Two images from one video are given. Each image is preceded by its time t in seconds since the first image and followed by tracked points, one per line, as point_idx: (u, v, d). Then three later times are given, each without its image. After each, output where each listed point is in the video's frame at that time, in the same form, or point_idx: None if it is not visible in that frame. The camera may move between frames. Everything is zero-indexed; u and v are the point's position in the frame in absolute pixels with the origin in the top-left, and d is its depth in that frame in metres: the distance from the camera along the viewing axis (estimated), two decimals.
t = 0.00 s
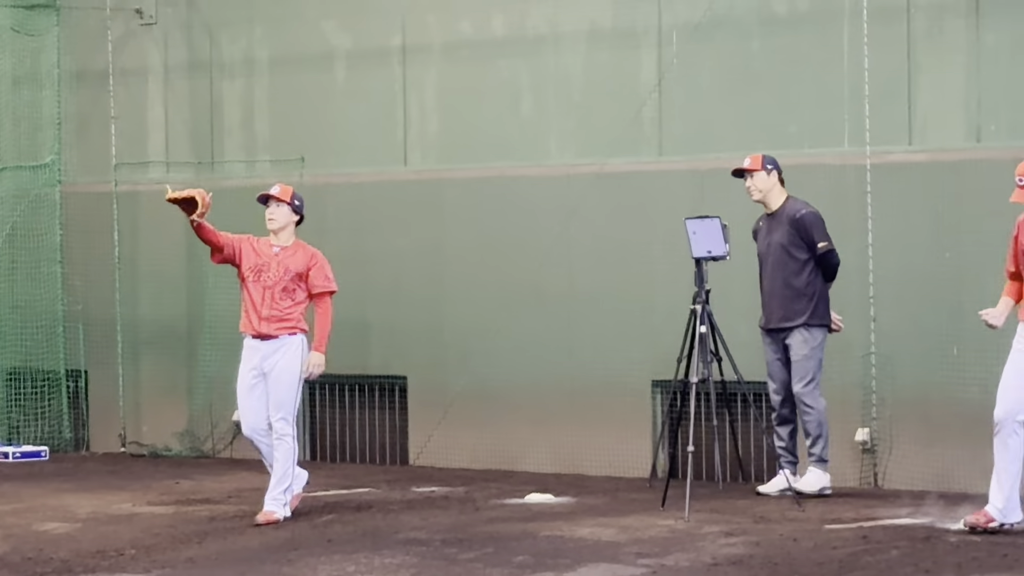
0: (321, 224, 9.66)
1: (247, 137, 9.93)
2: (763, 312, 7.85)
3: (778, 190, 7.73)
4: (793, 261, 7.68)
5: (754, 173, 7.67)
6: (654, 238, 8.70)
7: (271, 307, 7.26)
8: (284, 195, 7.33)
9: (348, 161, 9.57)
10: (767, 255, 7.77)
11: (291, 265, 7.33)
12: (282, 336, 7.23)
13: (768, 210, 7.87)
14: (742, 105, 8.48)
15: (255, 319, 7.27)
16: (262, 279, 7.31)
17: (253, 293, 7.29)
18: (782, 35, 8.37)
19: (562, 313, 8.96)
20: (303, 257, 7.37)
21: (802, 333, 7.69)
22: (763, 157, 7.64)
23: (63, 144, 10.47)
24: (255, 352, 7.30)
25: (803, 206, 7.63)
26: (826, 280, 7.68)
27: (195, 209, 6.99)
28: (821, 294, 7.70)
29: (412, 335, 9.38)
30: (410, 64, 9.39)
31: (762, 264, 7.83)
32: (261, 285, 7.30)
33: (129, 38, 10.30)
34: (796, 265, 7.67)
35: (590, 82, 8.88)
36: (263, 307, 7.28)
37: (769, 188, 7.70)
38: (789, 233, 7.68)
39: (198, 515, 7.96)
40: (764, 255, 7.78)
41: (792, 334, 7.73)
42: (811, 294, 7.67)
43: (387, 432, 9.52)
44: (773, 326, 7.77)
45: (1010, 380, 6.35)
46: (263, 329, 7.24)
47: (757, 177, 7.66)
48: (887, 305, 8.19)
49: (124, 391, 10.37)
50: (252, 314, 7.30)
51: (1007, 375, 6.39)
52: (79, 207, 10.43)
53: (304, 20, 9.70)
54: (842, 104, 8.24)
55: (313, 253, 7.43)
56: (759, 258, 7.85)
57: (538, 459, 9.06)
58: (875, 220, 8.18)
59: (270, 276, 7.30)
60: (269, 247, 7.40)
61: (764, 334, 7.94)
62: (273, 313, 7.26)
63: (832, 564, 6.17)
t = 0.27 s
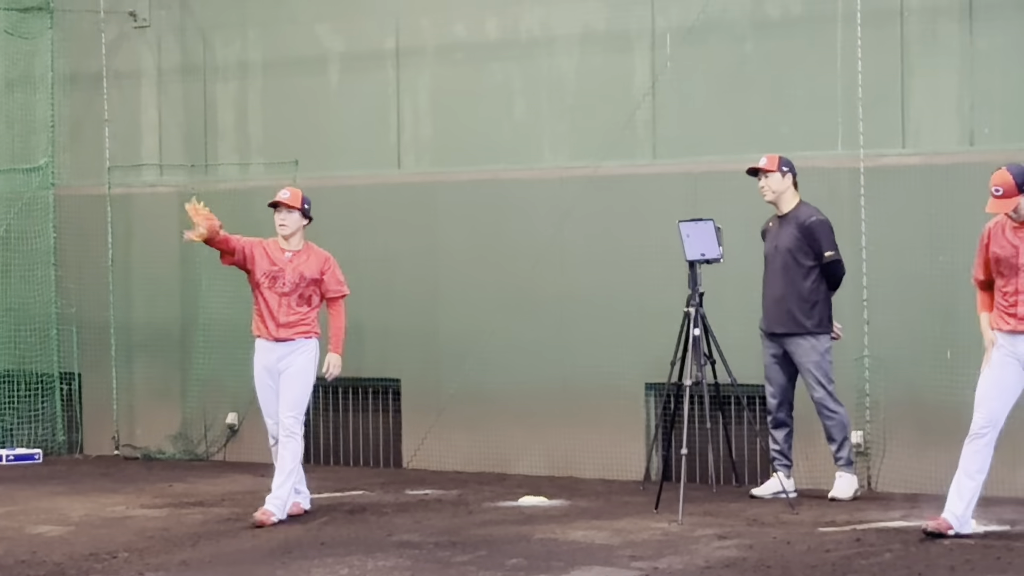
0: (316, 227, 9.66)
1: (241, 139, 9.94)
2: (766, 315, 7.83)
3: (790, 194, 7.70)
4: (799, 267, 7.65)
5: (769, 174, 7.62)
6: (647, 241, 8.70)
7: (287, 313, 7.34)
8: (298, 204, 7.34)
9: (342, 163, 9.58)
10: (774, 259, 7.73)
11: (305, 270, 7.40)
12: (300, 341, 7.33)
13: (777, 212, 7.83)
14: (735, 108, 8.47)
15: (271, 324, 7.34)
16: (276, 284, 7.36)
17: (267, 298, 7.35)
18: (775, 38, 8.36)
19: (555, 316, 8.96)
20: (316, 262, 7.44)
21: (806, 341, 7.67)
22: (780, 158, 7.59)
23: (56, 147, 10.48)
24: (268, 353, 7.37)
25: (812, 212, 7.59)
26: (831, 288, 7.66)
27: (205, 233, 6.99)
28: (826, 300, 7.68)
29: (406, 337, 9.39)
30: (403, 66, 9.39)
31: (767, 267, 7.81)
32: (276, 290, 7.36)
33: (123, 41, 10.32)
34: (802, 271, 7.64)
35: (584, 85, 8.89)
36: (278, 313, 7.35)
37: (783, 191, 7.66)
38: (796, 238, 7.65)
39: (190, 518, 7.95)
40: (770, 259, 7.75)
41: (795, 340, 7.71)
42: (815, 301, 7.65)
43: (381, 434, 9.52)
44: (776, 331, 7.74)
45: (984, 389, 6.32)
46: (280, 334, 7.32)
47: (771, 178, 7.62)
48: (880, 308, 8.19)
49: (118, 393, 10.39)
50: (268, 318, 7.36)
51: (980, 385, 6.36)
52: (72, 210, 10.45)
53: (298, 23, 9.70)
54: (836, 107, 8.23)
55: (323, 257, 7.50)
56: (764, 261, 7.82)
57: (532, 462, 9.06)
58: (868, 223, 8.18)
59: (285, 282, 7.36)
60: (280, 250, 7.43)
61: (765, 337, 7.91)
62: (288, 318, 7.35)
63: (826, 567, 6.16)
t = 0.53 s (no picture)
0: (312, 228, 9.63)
1: (237, 140, 9.94)
2: (783, 315, 7.75)
3: (814, 197, 7.66)
4: (821, 270, 7.59)
5: (793, 175, 7.58)
6: (645, 243, 8.69)
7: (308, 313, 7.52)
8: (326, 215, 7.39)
9: (339, 165, 9.58)
10: (796, 260, 7.65)
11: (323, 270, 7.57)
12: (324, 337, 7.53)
13: (797, 213, 7.77)
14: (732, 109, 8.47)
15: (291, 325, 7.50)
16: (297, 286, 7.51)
17: (289, 300, 7.49)
18: (772, 39, 8.35)
19: (553, 317, 8.96)
20: (332, 261, 7.61)
21: (825, 344, 7.63)
22: (807, 160, 7.55)
23: (54, 148, 10.47)
24: (295, 351, 7.53)
25: (841, 217, 7.54)
26: (852, 293, 7.63)
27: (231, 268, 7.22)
28: (846, 305, 7.65)
29: (404, 339, 9.39)
30: (401, 68, 9.39)
31: (785, 267, 7.73)
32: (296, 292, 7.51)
33: (120, 42, 10.32)
34: (825, 274, 7.59)
35: (581, 86, 8.89)
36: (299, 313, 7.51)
37: (806, 193, 7.62)
38: (821, 241, 7.59)
39: (187, 520, 7.95)
40: (791, 259, 7.66)
41: (814, 343, 7.66)
42: (836, 305, 7.60)
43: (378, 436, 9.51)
44: (795, 332, 7.67)
45: (964, 392, 6.32)
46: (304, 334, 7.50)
47: (796, 180, 7.58)
48: (878, 309, 8.18)
49: (115, 395, 10.39)
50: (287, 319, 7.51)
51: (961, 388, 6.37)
52: (70, 211, 10.45)
53: (295, 24, 9.70)
54: (833, 108, 8.22)
55: (338, 255, 7.66)
56: (783, 260, 7.73)
57: (529, 463, 9.06)
58: (866, 225, 8.17)
59: (306, 283, 7.51)
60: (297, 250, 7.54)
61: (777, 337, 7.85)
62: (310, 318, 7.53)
63: (823, 568, 6.15)
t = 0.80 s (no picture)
0: (311, 229, 9.64)
1: (237, 142, 9.94)
2: (798, 314, 7.71)
3: (836, 199, 7.59)
4: (840, 273, 7.55)
5: (816, 177, 7.48)
6: (644, 244, 8.69)
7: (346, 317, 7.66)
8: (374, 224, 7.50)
9: (338, 166, 9.58)
10: (814, 261, 7.60)
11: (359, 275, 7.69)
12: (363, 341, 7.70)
13: (816, 210, 7.72)
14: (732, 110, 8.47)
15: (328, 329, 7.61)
16: (337, 291, 7.61)
17: (331, 305, 7.58)
18: (772, 40, 8.34)
19: (552, 318, 8.96)
20: (367, 266, 7.74)
21: (840, 346, 7.62)
22: (832, 161, 7.44)
23: (53, 150, 10.47)
24: (335, 354, 7.64)
25: (863, 222, 7.49)
26: (867, 296, 7.61)
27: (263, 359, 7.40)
28: (861, 307, 7.64)
29: (403, 340, 9.39)
30: (400, 69, 9.39)
31: (802, 266, 7.68)
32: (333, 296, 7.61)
33: (119, 44, 10.32)
34: (844, 277, 7.55)
35: (580, 87, 8.88)
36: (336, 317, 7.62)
37: (829, 195, 7.54)
38: (841, 244, 7.54)
39: (187, 521, 7.95)
40: (809, 259, 7.60)
41: (828, 344, 7.65)
42: (852, 309, 7.58)
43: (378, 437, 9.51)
44: (809, 332, 7.65)
45: (973, 393, 6.28)
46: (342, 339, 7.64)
47: (820, 183, 7.48)
48: (878, 310, 8.18)
49: (114, 397, 10.40)
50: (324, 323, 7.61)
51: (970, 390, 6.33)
52: (69, 213, 10.46)
53: (294, 25, 9.70)
54: (832, 109, 8.22)
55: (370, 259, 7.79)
56: (800, 259, 7.68)
57: (529, 464, 9.07)
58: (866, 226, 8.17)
59: (345, 289, 7.63)
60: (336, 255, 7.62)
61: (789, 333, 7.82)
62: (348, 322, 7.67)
63: (822, 569, 6.14)
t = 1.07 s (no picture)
0: (311, 230, 9.65)
1: (237, 143, 9.94)
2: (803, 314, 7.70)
3: (848, 202, 7.54)
4: (848, 277, 7.54)
5: (831, 181, 7.42)
6: (644, 245, 8.70)
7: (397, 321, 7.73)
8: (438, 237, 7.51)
9: (339, 167, 9.58)
10: (822, 263, 7.58)
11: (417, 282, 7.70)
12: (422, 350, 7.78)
13: (827, 210, 7.68)
14: (732, 111, 8.47)
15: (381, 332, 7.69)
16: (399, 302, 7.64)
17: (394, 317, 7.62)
18: (772, 41, 8.35)
19: (552, 319, 8.97)
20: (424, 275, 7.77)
21: (843, 349, 7.63)
22: (848, 164, 7.37)
23: (53, 151, 10.47)
24: (387, 359, 7.74)
25: (874, 228, 7.46)
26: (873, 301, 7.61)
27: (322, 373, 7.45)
28: (866, 311, 7.64)
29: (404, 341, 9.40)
30: (400, 70, 9.40)
31: (809, 266, 7.66)
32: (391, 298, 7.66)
33: (120, 45, 10.32)
34: (851, 281, 7.54)
35: (581, 88, 8.89)
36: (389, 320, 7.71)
37: (842, 199, 7.48)
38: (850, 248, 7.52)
39: (188, 522, 7.95)
40: (818, 261, 7.58)
41: (832, 346, 7.64)
42: (858, 312, 7.58)
43: (378, 438, 9.50)
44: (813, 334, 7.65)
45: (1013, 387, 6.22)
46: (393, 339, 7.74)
47: (836, 187, 7.41)
48: (879, 311, 8.18)
49: (114, 398, 10.40)
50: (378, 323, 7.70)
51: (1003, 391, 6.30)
52: (69, 214, 10.46)
53: (295, 27, 9.71)
54: (833, 110, 8.22)
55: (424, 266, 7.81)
56: (807, 260, 7.66)
57: (529, 465, 9.07)
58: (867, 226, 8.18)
59: (402, 296, 7.68)
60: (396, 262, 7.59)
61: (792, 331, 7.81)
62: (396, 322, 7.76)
63: (823, 570, 6.14)
